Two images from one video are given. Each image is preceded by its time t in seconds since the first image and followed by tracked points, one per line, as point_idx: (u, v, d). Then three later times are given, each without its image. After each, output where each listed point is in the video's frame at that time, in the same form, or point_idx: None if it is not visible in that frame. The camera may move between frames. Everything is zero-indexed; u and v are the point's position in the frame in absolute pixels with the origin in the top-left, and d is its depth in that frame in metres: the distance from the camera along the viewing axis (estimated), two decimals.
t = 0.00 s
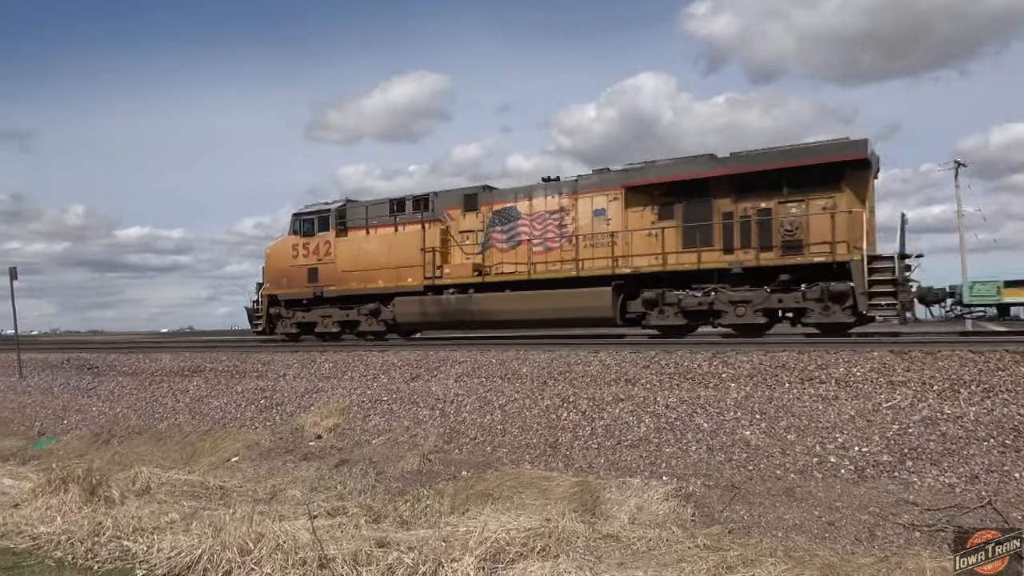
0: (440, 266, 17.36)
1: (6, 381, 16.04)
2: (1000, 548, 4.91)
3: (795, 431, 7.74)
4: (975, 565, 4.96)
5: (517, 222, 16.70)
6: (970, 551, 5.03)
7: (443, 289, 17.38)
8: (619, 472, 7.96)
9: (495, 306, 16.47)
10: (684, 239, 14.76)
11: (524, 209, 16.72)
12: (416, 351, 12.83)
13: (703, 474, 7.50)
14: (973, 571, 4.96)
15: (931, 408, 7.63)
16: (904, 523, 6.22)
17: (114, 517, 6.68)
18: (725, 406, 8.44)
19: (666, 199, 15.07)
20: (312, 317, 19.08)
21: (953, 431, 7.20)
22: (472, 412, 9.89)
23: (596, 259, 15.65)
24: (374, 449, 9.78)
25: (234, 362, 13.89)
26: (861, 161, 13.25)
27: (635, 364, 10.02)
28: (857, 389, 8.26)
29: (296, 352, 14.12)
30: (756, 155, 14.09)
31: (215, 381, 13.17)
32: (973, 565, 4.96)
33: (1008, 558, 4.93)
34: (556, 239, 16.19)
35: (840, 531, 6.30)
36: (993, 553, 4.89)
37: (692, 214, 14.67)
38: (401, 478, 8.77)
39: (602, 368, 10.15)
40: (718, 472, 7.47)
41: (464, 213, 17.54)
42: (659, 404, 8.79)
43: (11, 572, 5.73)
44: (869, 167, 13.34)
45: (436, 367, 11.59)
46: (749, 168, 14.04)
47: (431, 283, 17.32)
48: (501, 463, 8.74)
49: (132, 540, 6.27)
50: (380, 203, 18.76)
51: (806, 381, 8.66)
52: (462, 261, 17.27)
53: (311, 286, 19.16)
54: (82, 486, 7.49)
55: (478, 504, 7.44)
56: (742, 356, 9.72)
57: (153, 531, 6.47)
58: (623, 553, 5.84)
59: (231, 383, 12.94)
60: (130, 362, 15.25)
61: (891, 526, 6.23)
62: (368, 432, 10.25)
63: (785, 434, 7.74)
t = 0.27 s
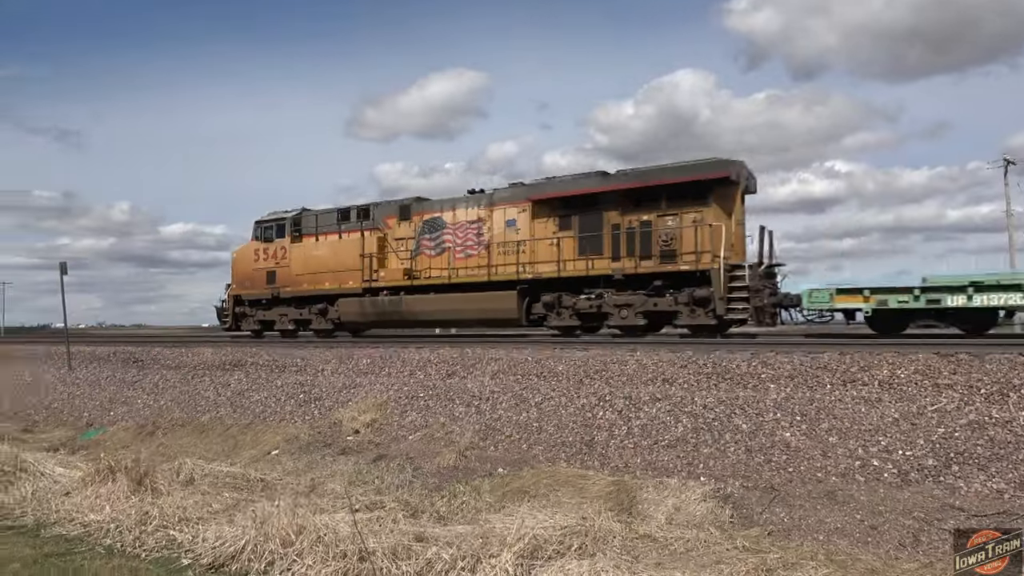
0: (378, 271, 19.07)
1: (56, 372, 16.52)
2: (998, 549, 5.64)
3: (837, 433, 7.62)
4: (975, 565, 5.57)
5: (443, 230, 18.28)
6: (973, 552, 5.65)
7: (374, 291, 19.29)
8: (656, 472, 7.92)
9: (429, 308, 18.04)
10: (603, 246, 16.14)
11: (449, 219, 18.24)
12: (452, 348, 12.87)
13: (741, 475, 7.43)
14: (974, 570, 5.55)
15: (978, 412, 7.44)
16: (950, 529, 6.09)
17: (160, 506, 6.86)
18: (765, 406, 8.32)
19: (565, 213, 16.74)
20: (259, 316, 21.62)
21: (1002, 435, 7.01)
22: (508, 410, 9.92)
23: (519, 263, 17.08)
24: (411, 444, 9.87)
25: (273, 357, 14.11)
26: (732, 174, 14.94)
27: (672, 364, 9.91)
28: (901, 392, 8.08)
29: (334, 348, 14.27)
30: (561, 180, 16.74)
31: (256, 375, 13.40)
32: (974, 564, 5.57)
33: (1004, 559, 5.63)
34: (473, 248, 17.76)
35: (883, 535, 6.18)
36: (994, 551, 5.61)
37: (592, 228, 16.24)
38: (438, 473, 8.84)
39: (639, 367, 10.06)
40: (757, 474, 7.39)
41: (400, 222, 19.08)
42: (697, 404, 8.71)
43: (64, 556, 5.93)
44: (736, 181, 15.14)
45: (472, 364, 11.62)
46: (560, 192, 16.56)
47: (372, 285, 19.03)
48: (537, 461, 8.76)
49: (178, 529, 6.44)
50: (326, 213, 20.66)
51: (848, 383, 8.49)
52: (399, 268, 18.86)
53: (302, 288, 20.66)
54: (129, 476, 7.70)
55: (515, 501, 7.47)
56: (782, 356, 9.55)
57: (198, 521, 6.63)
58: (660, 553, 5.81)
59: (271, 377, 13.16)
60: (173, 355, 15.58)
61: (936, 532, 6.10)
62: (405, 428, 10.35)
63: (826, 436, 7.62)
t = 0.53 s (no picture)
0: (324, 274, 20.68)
1: (93, 365, 16.88)
2: (998, 549, 4.96)
3: (869, 437, 7.50)
4: (974, 565, 4.98)
5: (380, 237, 19.83)
6: (970, 550, 5.02)
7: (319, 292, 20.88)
8: (684, 473, 7.87)
9: (366, 307, 19.64)
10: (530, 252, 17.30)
11: (385, 227, 19.79)
12: (480, 345, 12.88)
13: (772, 478, 7.36)
14: (972, 570, 4.97)
15: (1017, 418, 7.25)
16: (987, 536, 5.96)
17: (193, 498, 6.98)
18: (796, 409, 8.21)
19: (481, 222, 18.18)
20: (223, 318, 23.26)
21: None
22: (535, 408, 9.91)
23: (471, 266, 18.05)
24: (438, 441, 9.92)
25: (303, 353, 14.25)
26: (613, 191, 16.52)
27: (702, 364, 9.80)
28: (937, 396, 7.92)
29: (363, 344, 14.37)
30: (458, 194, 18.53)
31: (286, 370, 13.56)
32: (973, 564, 4.97)
33: (1005, 560, 4.98)
34: (405, 254, 19.29)
35: (916, 542, 6.07)
36: (994, 551, 4.97)
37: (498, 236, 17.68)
38: (465, 471, 8.87)
39: (668, 367, 9.96)
40: (787, 477, 7.31)
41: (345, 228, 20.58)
42: (727, 406, 8.62)
43: (99, 545, 6.05)
44: (621, 198, 16.80)
45: (500, 361, 11.62)
46: (478, 204, 17.83)
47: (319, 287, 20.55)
48: (564, 460, 8.75)
49: (211, 521, 6.54)
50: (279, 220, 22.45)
51: (882, 387, 8.34)
52: (342, 270, 20.44)
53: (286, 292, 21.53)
54: (163, 467, 7.83)
55: (542, 500, 7.46)
56: (814, 358, 9.40)
57: (230, 513, 6.73)
58: (688, 555, 5.76)
59: (301, 372, 13.31)
60: (205, 350, 15.83)
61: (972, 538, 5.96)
62: (432, 425, 10.40)
63: (858, 440, 7.51)
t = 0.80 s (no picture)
0: (292, 273, 22.62)
1: (137, 359, 17.29)
2: (999, 549, 5.15)
3: (913, 443, 7.32)
4: (974, 565, 5.14)
5: (343, 242, 21.71)
6: (971, 549, 5.20)
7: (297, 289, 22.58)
8: (720, 476, 7.78)
9: (331, 306, 21.56)
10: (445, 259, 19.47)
11: (347, 233, 21.72)
12: (515, 344, 12.87)
13: (811, 483, 7.23)
14: (972, 569, 5.14)
15: None
16: None
17: (232, 491, 7.10)
18: (836, 413, 8.04)
19: (427, 230, 20.01)
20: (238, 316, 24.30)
21: None
22: (569, 408, 9.88)
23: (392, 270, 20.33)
24: (472, 439, 9.95)
25: (340, 349, 14.40)
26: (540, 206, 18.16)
27: (739, 366, 9.64)
28: (984, 402, 7.69)
29: (398, 342, 14.47)
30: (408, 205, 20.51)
31: (323, 367, 13.73)
32: (974, 564, 5.15)
33: (1004, 559, 5.17)
34: (362, 258, 21.18)
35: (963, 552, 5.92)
36: (994, 551, 5.15)
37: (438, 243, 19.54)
38: (499, 469, 8.89)
39: (704, 368, 9.83)
40: (827, 482, 7.17)
41: (313, 233, 22.56)
42: (765, 409, 8.49)
43: (142, 535, 6.19)
44: (543, 211, 18.45)
45: (534, 361, 11.59)
46: (423, 213, 19.83)
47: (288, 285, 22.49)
48: (598, 460, 8.71)
49: (249, 514, 6.65)
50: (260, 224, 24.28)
51: (926, 392, 8.13)
52: (311, 272, 22.34)
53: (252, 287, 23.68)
54: (204, 461, 7.99)
55: (576, 500, 7.43)
56: (856, 362, 9.19)
57: (267, 507, 6.84)
58: (725, 559, 5.68)
59: (337, 369, 13.46)
60: (244, 345, 16.09)
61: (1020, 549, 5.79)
62: (466, 423, 10.44)
63: (901, 446, 7.33)
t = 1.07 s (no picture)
0: (262, 276, 25.28)
1: (166, 357, 17.54)
2: (999, 549, 5.18)
3: (944, 448, 7.17)
4: (974, 564, 5.22)
5: (311, 248, 24.30)
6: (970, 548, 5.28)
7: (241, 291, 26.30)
8: (746, 479, 7.70)
9: (296, 308, 23.95)
10: (388, 263, 22.09)
11: (317, 240, 24.18)
12: (539, 345, 12.83)
13: (838, 487, 7.13)
14: (971, 569, 5.23)
15: None
16: None
17: (258, 489, 7.17)
18: (865, 417, 7.91)
19: (372, 237, 22.60)
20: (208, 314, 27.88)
21: None
22: (593, 409, 9.84)
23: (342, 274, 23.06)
24: (496, 440, 9.95)
25: (365, 349, 14.48)
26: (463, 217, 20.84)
27: (766, 368, 9.51)
28: (1019, 407, 7.51)
29: (423, 341, 14.50)
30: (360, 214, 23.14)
31: (348, 366, 13.82)
32: (974, 564, 5.22)
33: (1005, 560, 5.22)
34: (322, 262, 23.80)
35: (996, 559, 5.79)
36: (995, 551, 5.19)
37: (383, 249, 22.07)
38: (522, 470, 8.87)
39: (730, 371, 9.71)
40: (855, 487, 7.06)
41: (283, 240, 25.31)
42: (792, 412, 8.37)
43: (169, 531, 6.27)
44: (473, 221, 21.04)
45: (558, 362, 11.55)
46: (369, 222, 22.40)
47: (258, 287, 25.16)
48: (622, 462, 8.67)
49: (275, 511, 6.71)
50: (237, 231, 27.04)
51: (958, 396, 7.96)
52: (279, 274, 25.04)
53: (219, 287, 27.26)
54: (231, 458, 8.09)
55: (599, 502, 7.39)
56: (886, 365, 9.02)
57: (293, 504, 6.89)
58: (750, 563, 5.60)
59: (362, 368, 13.54)
60: (271, 344, 16.25)
61: None
62: (490, 423, 10.44)
63: (931, 450, 7.19)
